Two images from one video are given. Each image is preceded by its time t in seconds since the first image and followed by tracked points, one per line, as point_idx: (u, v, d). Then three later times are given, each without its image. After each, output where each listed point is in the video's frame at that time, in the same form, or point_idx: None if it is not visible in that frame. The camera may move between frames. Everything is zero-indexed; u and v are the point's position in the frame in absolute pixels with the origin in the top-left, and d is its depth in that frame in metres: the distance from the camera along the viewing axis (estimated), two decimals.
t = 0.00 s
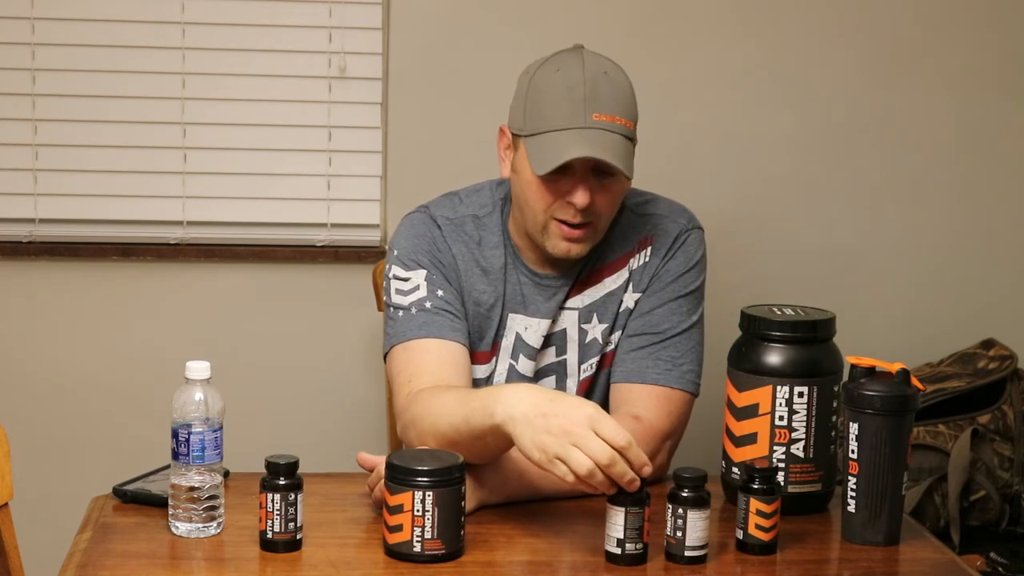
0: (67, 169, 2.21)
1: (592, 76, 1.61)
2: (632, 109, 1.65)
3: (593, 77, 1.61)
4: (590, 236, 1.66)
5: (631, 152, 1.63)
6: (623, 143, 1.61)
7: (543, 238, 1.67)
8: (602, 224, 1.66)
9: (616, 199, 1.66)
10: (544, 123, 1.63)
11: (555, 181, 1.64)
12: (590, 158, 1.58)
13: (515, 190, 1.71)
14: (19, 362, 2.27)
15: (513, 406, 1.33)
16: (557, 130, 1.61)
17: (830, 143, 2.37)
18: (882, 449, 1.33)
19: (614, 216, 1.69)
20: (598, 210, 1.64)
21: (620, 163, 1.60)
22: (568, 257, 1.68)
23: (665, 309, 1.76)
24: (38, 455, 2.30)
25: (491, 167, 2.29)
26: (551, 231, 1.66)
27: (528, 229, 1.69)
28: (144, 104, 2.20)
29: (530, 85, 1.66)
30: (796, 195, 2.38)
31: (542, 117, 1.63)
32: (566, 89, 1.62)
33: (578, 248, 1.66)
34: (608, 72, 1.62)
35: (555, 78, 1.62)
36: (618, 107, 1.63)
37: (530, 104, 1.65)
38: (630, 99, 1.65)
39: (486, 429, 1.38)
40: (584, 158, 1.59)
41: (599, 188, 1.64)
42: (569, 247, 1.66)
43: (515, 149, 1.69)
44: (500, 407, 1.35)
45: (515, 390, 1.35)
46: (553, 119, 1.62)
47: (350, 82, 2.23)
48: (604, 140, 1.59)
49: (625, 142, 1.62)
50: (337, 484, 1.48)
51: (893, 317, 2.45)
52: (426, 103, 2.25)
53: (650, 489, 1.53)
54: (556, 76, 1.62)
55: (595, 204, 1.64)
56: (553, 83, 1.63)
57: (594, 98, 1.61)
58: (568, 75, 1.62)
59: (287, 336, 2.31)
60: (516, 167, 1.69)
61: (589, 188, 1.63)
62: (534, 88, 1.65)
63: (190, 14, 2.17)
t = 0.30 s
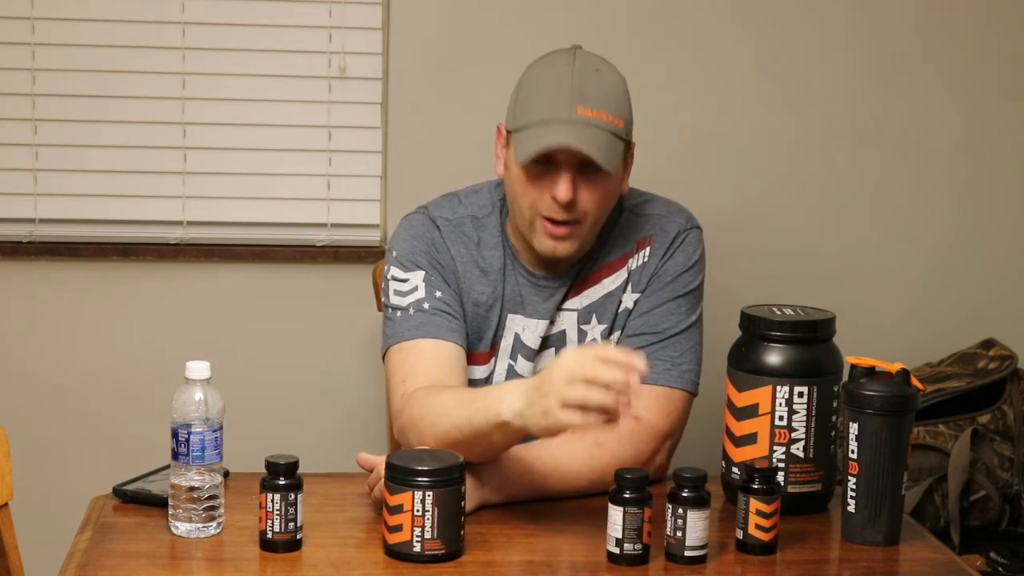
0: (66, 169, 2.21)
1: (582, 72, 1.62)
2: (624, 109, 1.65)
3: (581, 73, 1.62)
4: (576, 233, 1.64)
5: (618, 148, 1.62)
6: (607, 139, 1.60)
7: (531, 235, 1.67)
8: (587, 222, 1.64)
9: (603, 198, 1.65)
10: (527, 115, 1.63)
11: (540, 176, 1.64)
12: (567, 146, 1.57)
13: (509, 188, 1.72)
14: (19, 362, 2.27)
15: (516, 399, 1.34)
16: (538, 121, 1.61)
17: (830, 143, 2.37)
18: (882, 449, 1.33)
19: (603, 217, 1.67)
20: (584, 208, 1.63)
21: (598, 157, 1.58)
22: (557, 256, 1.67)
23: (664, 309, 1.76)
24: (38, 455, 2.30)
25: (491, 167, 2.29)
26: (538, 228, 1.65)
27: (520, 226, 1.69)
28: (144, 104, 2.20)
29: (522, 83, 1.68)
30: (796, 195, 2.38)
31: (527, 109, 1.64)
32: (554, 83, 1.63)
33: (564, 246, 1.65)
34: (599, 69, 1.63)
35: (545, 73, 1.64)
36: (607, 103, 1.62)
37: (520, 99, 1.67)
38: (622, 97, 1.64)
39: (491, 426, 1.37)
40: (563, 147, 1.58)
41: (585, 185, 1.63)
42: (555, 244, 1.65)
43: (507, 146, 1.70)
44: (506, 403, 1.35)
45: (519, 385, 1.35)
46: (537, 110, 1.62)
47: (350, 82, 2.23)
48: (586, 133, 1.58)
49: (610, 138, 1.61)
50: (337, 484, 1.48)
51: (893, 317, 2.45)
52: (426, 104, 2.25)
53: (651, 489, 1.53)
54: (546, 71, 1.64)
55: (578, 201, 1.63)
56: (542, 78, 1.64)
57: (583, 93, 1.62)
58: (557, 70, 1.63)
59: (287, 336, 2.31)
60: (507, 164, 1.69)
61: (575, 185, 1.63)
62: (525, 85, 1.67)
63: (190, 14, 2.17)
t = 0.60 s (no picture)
0: (66, 169, 2.21)
1: (557, 68, 1.61)
2: (601, 105, 1.64)
3: (556, 70, 1.61)
4: (555, 229, 1.66)
5: (590, 145, 1.61)
6: (577, 136, 1.60)
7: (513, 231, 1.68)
8: (565, 217, 1.65)
9: (581, 188, 1.65)
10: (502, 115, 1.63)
11: (517, 173, 1.65)
12: (536, 146, 1.57)
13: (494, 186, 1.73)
14: (19, 362, 2.27)
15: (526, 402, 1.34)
16: (511, 122, 1.61)
17: (830, 143, 2.37)
18: (882, 449, 1.33)
19: (587, 208, 1.68)
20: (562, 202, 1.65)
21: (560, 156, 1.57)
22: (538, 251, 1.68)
23: (663, 309, 1.76)
24: (38, 455, 2.30)
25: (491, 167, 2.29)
26: (518, 224, 1.67)
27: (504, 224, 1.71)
28: (144, 104, 2.20)
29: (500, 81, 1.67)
30: (796, 195, 2.38)
31: (501, 109, 1.63)
32: (528, 80, 1.62)
33: (544, 241, 1.66)
34: (576, 66, 1.62)
35: (520, 70, 1.64)
36: (580, 100, 1.61)
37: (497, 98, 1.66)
38: (599, 94, 1.63)
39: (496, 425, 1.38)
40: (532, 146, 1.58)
41: (562, 180, 1.64)
42: (535, 240, 1.66)
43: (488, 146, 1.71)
44: (516, 402, 1.35)
45: (535, 389, 1.36)
46: (511, 109, 1.62)
47: (350, 82, 2.23)
48: (551, 132, 1.58)
49: (581, 135, 1.60)
50: (337, 484, 1.48)
51: (893, 317, 2.45)
52: (426, 104, 2.25)
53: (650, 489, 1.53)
54: (522, 68, 1.63)
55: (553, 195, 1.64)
56: (518, 76, 1.64)
57: (553, 91, 1.61)
58: (532, 67, 1.62)
59: (287, 337, 2.31)
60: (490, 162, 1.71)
61: (552, 181, 1.64)
62: (503, 83, 1.67)
63: (190, 14, 2.17)
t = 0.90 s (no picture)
0: (66, 169, 2.21)
1: (539, 76, 1.62)
2: (582, 114, 1.64)
3: (537, 78, 1.62)
4: (534, 234, 1.67)
5: (566, 155, 1.63)
6: (552, 146, 1.61)
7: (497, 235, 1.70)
8: (544, 223, 1.67)
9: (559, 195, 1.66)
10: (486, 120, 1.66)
11: (495, 179, 1.65)
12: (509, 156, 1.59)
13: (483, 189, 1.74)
14: (19, 362, 2.27)
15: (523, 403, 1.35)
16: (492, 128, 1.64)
17: (830, 143, 2.37)
18: (882, 448, 1.33)
19: (569, 217, 1.69)
20: (538, 209, 1.66)
21: (532, 167, 1.59)
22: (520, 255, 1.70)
23: (661, 308, 1.76)
24: (38, 455, 2.30)
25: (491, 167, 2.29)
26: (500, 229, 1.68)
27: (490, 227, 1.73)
28: (144, 104, 2.20)
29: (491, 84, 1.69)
30: (796, 195, 2.38)
31: (485, 114, 1.66)
32: (512, 87, 1.64)
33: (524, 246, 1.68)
34: (559, 74, 1.62)
35: (505, 76, 1.65)
36: (559, 109, 1.62)
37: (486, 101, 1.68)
38: (581, 103, 1.63)
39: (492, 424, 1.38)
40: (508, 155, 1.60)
41: (538, 189, 1.65)
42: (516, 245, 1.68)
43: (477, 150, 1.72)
44: (513, 402, 1.36)
45: (533, 391, 1.36)
46: (493, 116, 1.64)
47: (350, 82, 2.23)
48: (526, 142, 1.60)
49: (557, 145, 1.62)
50: (337, 484, 1.48)
51: (893, 317, 2.45)
52: (426, 103, 2.25)
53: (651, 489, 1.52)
54: (507, 74, 1.65)
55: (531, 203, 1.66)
56: (503, 81, 1.65)
57: (534, 100, 1.62)
58: (516, 74, 1.63)
59: (287, 336, 2.31)
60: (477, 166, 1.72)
61: (527, 190, 1.65)
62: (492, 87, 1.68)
63: (190, 14, 2.17)
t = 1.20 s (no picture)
0: (66, 169, 2.21)
1: (534, 74, 1.63)
2: (576, 112, 1.65)
3: (533, 76, 1.63)
4: (531, 232, 1.67)
5: (557, 152, 1.63)
6: (547, 142, 1.62)
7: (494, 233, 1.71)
8: (540, 220, 1.67)
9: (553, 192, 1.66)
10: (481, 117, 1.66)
11: (490, 177, 1.66)
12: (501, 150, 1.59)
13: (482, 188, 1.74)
14: (19, 362, 2.27)
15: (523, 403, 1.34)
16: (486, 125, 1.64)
17: (830, 143, 2.37)
18: (882, 448, 1.33)
19: (565, 214, 1.69)
20: (533, 205, 1.66)
21: (526, 162, 1.59)
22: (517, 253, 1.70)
23: (660, 309, 1.76)
24: (38, 455, 2.30)
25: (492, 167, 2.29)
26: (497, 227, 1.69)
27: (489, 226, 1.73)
28: (144, 104, 2.20)
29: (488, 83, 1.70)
30: (795, 195, 2.38)
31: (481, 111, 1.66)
32: (506, 84, 1.64)
33: (520, 244, 1.68)
34: (554, 72, 1.63)
35: (501, 73, 1.66)
36: (553, 107, 1.63)
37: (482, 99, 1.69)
38: (576, 102, 1.64)
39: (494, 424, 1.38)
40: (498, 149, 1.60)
41: (532, 184, 1.66)
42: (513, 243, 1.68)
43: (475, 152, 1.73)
44: (512, 402, 1.36)
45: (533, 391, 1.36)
46: (489, 113, 1.65)
47: (350, 82, 2.23)
48: (518, 137, 1.60)
49: (552, 142, 1.62)
50: (338, 484, 1.48)
51: (893, 317, 2.45)
52: (426, 104, 2.25)
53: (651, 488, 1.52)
54: (503, 72, 1.65)
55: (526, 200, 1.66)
56: (499, 79, 1.65)
57: (529, 97, 1.63)
58: (511, 71, 1.64)
59: (288, 336, 2.31)
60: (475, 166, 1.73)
61: (522, 185, 1.65)
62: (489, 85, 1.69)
63: (190, 14, 2.17)
